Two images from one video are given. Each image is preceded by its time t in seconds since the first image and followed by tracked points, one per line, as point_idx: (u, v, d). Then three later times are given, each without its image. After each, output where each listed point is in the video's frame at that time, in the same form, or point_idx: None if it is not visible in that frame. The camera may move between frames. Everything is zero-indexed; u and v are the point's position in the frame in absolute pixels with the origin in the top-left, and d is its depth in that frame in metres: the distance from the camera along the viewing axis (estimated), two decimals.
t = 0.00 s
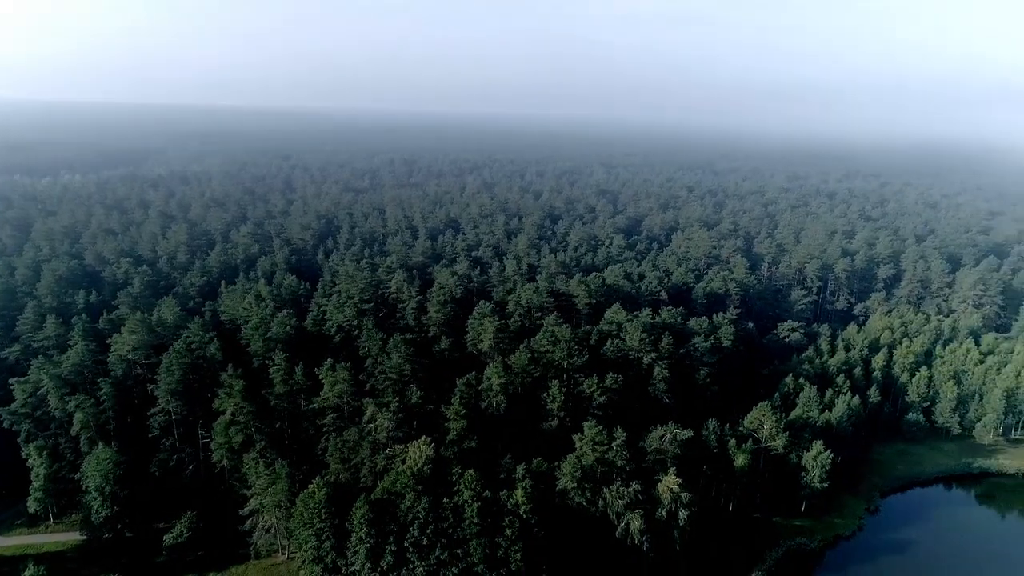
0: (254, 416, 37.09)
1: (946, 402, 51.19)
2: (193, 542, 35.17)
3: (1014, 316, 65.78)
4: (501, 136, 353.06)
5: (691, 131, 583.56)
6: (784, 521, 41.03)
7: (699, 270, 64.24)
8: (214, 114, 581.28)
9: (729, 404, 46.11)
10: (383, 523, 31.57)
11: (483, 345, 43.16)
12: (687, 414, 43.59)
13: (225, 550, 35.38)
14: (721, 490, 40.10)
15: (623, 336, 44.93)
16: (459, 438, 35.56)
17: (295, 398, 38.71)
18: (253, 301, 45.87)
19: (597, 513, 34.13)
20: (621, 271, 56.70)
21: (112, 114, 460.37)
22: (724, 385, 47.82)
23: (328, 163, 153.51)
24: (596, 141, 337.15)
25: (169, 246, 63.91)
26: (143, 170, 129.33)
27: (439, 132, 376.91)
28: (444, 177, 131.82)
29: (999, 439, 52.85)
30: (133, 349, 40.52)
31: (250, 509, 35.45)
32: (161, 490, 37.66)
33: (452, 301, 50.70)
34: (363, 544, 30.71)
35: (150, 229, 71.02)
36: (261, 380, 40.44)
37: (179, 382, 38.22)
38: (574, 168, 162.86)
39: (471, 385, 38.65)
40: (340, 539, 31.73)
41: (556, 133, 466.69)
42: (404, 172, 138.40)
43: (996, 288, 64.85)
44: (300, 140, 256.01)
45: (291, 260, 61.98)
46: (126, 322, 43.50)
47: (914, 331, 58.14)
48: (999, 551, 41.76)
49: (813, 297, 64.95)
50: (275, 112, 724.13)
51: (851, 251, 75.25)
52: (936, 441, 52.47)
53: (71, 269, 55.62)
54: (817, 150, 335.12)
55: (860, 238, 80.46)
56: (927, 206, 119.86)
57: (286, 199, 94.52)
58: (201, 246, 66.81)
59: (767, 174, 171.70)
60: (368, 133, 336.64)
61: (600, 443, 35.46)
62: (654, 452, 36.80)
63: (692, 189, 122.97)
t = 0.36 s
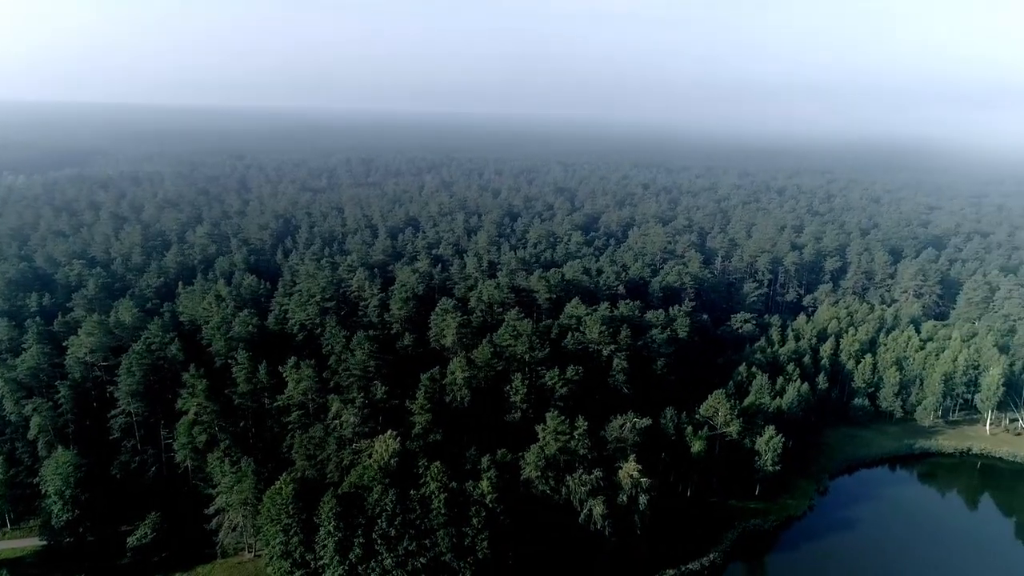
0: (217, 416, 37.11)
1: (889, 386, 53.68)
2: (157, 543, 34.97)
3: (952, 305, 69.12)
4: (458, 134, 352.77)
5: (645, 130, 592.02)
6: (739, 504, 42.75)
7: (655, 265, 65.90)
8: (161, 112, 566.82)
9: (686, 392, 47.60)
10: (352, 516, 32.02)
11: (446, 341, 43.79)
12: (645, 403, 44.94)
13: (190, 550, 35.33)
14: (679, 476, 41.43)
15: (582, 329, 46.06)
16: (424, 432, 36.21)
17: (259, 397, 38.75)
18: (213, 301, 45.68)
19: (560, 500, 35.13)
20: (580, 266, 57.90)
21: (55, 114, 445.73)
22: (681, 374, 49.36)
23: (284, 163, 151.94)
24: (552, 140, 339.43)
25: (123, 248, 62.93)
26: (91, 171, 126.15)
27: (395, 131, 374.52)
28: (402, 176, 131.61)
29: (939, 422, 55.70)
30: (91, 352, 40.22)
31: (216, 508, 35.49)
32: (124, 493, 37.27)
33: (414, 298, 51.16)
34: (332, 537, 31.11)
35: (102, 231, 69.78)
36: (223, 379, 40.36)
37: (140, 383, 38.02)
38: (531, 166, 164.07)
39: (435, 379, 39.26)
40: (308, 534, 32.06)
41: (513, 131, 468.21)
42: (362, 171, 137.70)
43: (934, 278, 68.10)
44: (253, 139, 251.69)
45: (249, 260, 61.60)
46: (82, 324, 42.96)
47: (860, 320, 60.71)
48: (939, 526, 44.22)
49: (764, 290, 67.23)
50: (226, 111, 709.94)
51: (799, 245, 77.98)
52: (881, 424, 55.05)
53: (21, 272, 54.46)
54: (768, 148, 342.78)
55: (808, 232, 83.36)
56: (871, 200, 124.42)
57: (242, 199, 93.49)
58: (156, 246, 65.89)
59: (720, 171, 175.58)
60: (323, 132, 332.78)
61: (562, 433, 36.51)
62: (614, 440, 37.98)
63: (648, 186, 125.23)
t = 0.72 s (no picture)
0: (177, 417, 36.92)
1: (834, 373, 56.07)
2: (117, 547, 34.65)
3: (892, 295, 72.34)
4: (412, 134, 351.21)
5: (598, 128, 598.18)
6: (695, 489, 44.41)
7: (610, 260, 67.34)
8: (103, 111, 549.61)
9: (642, 383, 48.99)
10: (317, 511, 32.31)
11: (406, 338, 44.28)
12: (603, 393, 46.16)
13: (151, 552, 35.15)
14: (637, 464, 42.27)
15: (541, 323, 47.02)
16: (387, 427, 36.72)
17: (220, 397, 38.63)
18: (169, 302, 45.24)
19: (523, 490, 36.00)
20: (537, 262, 58.92)
21: None
22: (637, 366, 50.79)
23: (235, 163, 149.51)
24: (507, 139, 340.72)
25: (72, 251, 61.57)
26: (32, 172, 122.21)
27: (349, 130, 370.94)
28: (356, 176, 130.89)
29: (881, 406, 58.40)
30: (43, 356, 39.68)
31: (178, 509, 35.30)
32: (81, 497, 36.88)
33: (374, 296, 51.42)
34: (298, 533, 31.36)
35: (49, 233, 68.05)
36: (182, 380, 40.10)
37: (96, 386, 37.57)
38: (487, 165, 164.62)
39: (397, 375, 39.68)
40: (273, 530, 32.17)
41: (467, 130, 468.08)
42: (316, 171, 136.49)
43: (874, 269, 71.17)
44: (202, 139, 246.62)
45: (204, 261, 60.91)
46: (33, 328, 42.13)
47: (806, 311, 63.16)
48: (881, 505, 46.60)
49: (715, 283, 69.32)
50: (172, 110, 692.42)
51: (748, 239, 80.54)
52: (827, 409, 57.50)
53: None
54: (717, 146, 350.82)
55: (757, 227, 86.14)
56: (816, 196, 128.68)
57: (193, 200, 91.98)
58: (106, 249, 64.60)
59: (671, 169, 178.96)
60: (275, 131, 327.65)
61: (523, 425, 37.45)
62: (574, 430, 39.04)
63: (602, 184, 127.19)
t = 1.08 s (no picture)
0: (133, 419, 36.46)
1: (780, 361, 58.38)
2: (74, 552, 33.82)
3: (833, 286, 75.39)
4: (364, 133, 347.86)
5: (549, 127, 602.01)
6: (650, 476, 46.00)
7: (565, 256, 68.54)
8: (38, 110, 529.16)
9: (598, 374, 50.19)
10: (280, 508, 32.52)
11: (365, 335, 44.60)
12: (560, 386, 47.26)
13: (109, 556, 34.62)
14: (594, 455, 42.95)
15: (498, 318, 47.77)
16: (348, 423, 37.06)
17: (176, 399, 38.38)
18: (121, 305, 44.59)
19: (484, 481, 36.75)
20: (493, 259, 59.69)
21: None
22: (592, 358, 52.12)
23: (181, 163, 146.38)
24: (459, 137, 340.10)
25: (14, 254, 59.87)
26: None
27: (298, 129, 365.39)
28: (308, 175, 129.52)
29: (824, 392, 61.01)
30: None
31: (136, 511, 35.03)
32: (36, 503, 36.80)
33: (331, 295, 51.46)
34: (261, 530, 31.60)
35: None
36: (138, 383, 39.72)
37: (48, 390, 37.00)
38: (440, 163, 164.58)
39: (356, 372, 39.95)
40: (236, 529, 32.24)
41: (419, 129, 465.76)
42: (266, 170, 134.55)
43: (817, 262, 74.12)
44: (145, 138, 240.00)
45: (154, 263, 59.92)
46: None
47: (752, 302, 65.44)
48: (824, 485, 48.98)
49: (667, 277, 71.19)
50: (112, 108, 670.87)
51: (697, 234, 82.81)
52: (773, 396, 59.85)
53: None
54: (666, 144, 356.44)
55: (705, 222, 88.55)
56: (761, 192, 132.62)
57: (140, 201, 89.96)
58: (50, 251, 62.93)
59: (623, 166, 181.70)
60: (221, 130, 320.73)
61: (482, 417, 38.29)
62: (532, 422, 40.05)
63: (555, 181, 128.65)
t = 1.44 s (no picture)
0: (89, 422, 36.18)
1: (730, 351, 60.36)
2: (30, 558, 33.30)
3: (780, 278, 78.06)
4: (316, 132, 343.75)
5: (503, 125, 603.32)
6: (608, 465, 47.22)
7: (521, 253, 69.48)
8: None
9: (556, 367, 51.25)
10: (243, 506, 32.58)
11: (324, 334, 44.73)
12: (519, 379, 48.10)
13: (67, 561, 34.14)
14: (553, 446, 44.09)
15: (457, 315, 48.37)
16: (310, 421, 37.23)
17: (133, 401, 38.09)
18: (72, 308, 43.83)
19: (447, 474, 37.36)
20: (450, 257, 60.24)
21: None
22: (550, 352, 53.13)
23: (127, 163, 142.71)
24: (412, 136, 338.90)
25: None
26: None
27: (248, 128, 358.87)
28: (260, 175, 127.78)
29: (773, 381, 63.31)
30: None
31: (94, 515, 34.64)
32: None
33: (288, 295, 51.36)
34: (224, 529, 31.62)
35: None
36: (92, 386, 39.23)
37: None
38: (394, 162, 163.90)
39: (317, 370, 40.16)
40: (199, 528, 32.19)
41: (372, 128, 461.90)
42: (216, 171, 132.22)
43: (764, 255, 76.73)
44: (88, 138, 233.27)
45: (104, 265, 58.79)
46: None
47: (703, 296, 67.41)
48: (774, 469, 51.00)
49: (621, 272, 72.77)
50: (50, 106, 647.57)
51: (650, 230, 84.71)
52: (725, 385, 61.84)
53: None
54: (619, 142, 361.85)
55: (657, 218, 90.61)
56: (711, 189, 136.06)
57: (86, 202, 87.75)
58: None
59: (577, 164, 183.68)
60: (168, 130, 313.06)
61: (444, 412, 38.90)
62: (493, 416, 40.76)
63: (510, 180, 129.65)
